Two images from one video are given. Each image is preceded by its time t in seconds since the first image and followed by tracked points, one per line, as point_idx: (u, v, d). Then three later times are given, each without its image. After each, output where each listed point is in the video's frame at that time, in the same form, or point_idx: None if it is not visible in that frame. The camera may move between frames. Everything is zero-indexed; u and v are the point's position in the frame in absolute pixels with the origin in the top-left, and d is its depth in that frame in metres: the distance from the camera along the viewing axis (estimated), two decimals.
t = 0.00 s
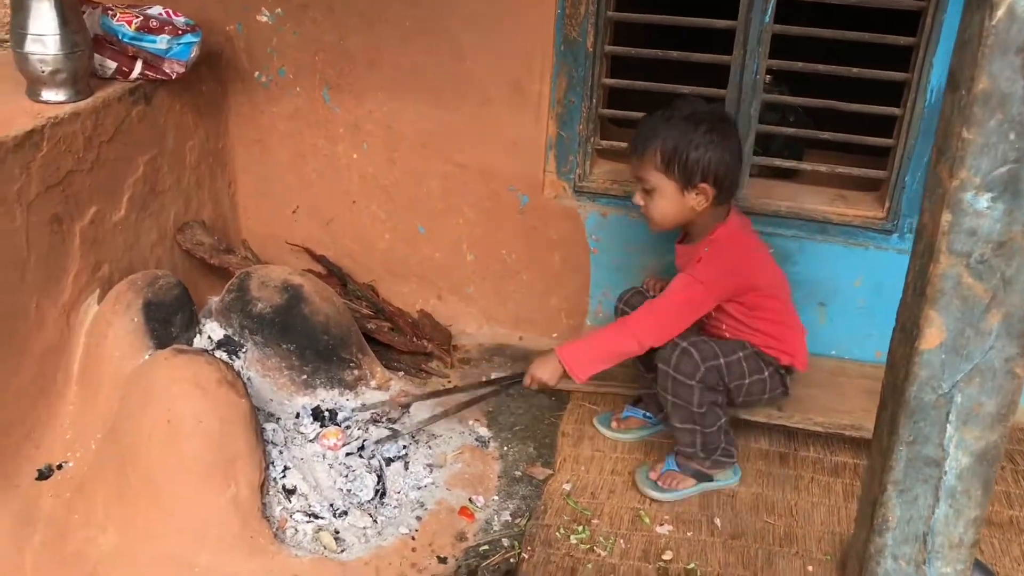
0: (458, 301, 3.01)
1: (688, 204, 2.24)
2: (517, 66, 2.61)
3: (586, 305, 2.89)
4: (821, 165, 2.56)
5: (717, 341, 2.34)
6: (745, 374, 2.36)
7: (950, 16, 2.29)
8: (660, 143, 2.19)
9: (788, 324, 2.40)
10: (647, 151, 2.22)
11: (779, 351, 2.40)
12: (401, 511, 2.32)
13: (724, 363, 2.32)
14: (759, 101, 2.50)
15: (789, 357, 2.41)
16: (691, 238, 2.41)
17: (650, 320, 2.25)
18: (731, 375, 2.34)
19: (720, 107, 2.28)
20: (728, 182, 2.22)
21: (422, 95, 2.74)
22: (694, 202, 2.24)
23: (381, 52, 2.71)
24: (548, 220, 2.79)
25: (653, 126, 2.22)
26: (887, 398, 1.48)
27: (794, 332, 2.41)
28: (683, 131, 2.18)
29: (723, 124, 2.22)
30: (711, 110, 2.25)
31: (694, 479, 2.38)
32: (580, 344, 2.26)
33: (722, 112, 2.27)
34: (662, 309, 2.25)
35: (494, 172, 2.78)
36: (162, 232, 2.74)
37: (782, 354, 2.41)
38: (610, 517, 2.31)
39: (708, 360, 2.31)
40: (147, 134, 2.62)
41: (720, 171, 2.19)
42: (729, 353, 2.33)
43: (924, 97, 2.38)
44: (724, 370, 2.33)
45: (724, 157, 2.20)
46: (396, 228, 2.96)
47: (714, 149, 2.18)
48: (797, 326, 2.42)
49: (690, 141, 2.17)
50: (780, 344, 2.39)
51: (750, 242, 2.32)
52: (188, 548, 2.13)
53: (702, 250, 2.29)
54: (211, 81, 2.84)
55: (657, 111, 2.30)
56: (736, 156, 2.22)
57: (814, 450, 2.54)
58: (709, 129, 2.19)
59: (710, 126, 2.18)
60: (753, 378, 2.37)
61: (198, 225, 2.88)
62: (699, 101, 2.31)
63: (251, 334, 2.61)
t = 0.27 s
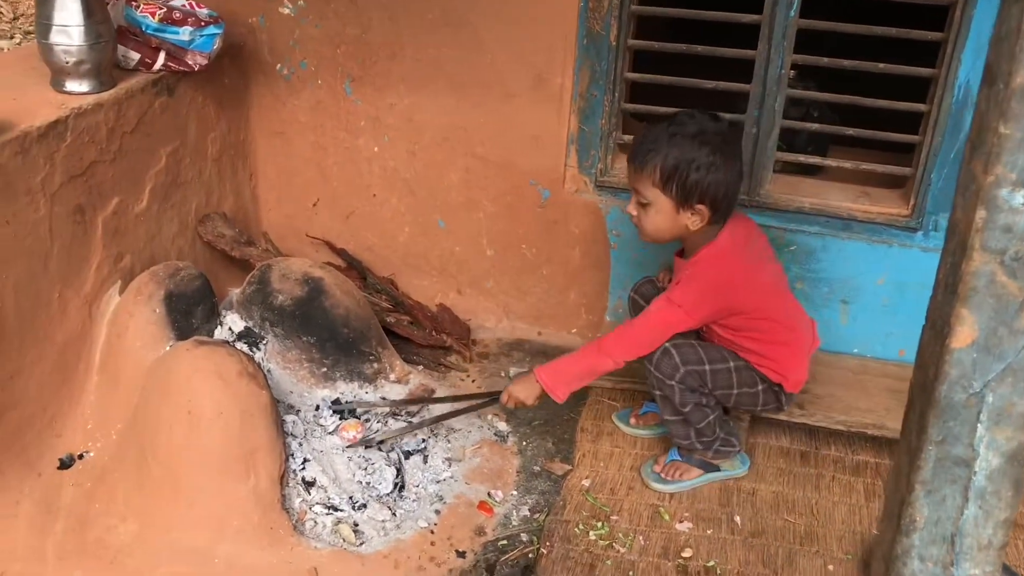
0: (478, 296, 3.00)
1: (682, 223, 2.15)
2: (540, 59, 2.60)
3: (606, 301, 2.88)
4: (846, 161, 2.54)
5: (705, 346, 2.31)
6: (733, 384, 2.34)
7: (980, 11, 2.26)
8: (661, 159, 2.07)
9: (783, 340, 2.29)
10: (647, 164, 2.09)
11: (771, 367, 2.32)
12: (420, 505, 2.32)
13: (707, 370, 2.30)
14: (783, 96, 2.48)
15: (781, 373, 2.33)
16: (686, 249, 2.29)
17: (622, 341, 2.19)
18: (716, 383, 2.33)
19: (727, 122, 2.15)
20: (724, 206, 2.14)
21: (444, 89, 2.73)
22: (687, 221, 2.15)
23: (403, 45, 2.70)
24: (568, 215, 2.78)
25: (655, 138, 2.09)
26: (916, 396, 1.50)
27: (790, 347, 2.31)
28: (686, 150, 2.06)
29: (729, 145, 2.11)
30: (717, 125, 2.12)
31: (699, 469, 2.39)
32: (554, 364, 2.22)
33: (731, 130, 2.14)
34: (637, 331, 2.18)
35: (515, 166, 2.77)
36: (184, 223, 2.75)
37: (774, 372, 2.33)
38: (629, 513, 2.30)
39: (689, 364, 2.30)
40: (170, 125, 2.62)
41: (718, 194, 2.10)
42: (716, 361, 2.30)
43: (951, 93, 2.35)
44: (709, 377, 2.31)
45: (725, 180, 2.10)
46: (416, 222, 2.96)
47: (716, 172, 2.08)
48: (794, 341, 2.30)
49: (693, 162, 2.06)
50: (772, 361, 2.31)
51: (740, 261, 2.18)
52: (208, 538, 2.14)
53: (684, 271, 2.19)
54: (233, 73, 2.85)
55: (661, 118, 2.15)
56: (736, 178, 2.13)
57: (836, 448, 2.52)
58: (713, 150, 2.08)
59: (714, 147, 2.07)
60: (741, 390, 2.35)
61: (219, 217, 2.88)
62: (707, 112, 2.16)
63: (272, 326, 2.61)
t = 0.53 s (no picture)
0: (496, 292, 3.00)
1: (700, 232, 2.14)
2: (560, 55, 2.59)
3: (625, 298, 2.87)
4: (868, 159, 2.51)
5: (715, 348, 2.30)
6: (745, 387, 2.32)
7: (1006, 7, 2.22)
8: (682, 168, 2.05)
9: (799, 347, 2.27)
10: (669, 173, 2.08)
11: (787, 374, 2.30)
12: (437, 501, 2.33)
13: (716, 372, 2.29)
14: (806, 93, 2.46)
15: (798, 381, 2.30)
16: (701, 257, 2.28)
17: (637, 354, 2.18)
18: (726, 385, 2.31)
19: (750, 131, 2.13)
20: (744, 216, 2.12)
21: (464, 85, 2.72)
22: (706, 230, 2.14)
23: (423, 41, 2.70)
24: (587, 211, 2.77)
25: (677, 146, 2.07)
26: (938, 401, 1.53)
27: (807, 355, 2.28)
28: (709, 160, 2.05)
29: (752, 156, 2.09)
30: (741, 135, 2.10)
31: (719, 468, 2.38)
32: (568, 381, 2.21)
33: (755, 141, 2.12)
34: (651, 344, 2.17)
35: (534, 162, 2.76)
36: (204, 218, 2.76)
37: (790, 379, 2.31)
38: (647, 512, 2.30)
39: (696, 366, 2.29)
40: (191, 120, 2.63)
41: (738, 205, 2.09)
42: (726, 363, 2.29)
43: (976, 91, 2.32)
44: (717, 378, 2.30)
45: (746, 191, 2.08)
46: (435, 218, 2.96)
47: (738, 183, 2.06)
48: (812, 349, 2.28)
49: (716, 172, 2.04)
50: (788, 367, 2.29)
51: (755, 269, 2.17)
52: (227, 532, 2.15)
53: (696, 282, 2.18)
54: (254, 68, 2.85)
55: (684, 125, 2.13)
56: (757, 189, 2.11)
57: (856, 448, 2.50)
58: (736, 161, 2.06)
59: (738, 158, 2.05)
60: (754, 392, 2.33)
61: (239, 212, 2.89)
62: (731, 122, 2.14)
63: (291, 321, 2.63)
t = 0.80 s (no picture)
0: (508, 290, 3.00)
1: (707, 230, 2.13)
2: (573, 53, 2.58)
3: (637, 297, 2.86)
4: (883, 157, 2.49)
5: (726, 348, 2.29)
6: (757, 387, 2.31)
7: None
8: (686, 166, 2.05)
9: (810, 347, 2.26)
10: (672, 171, 2.07)
11: (799, 374, 2.28)
12: (449, 499, 2.33)
13: (727, 372, 2.28)
14: (821, 91, 2.44)
15: (810, 382, 2.29)
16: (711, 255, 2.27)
17: (648, 356, 2.17)
18: (738, 385, 2.30)
19: (755, 127, 2.12)
20: (751, 212, 2.10)
21: (476, 82, 2.72)
22: (713, 228, 2.12)
23: (435, 39, 2.70)
24: (600, 210, 2.76)
25: (680, 144, 2.06)
26: (954, 400, 1.53)
27: (818, 355, 2.26)
28: (712, 157, 2.03)
29: (756, 152, 2.08)
30: (745, 131, 2.09)
31: (731, 468, 2.37)
32: (579, 382, 2.21)
33: (758, 138, 2.11)
34: (661, 345, 2.17)
35: (546, 160, 2.75)
36: (217, 216, 2.76)
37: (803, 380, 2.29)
38: (658, 511, 2.29)
39: (708, 366, 2.28)
40: (203, 118, 2.64)
41: (744, 202, 2.07)
42: (737, 364, 2.28)
43: (993, 88, 2.29)
44: (729, 378, 2.29)
45: (751, 188, 2.07)
46: (447, 216, 2.95)
47: (742, 180, 2.05)
48: (823, 349, 2.26)
49: (718, 169, 2.03)
50: (800, 367, 2.28)
51: (765, 267, 2.15)
52: (239, 529, 2.15)
53: (706, 282, 2.16)
54: (267, 66, 2.86)
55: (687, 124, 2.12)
56: (763, 185, 2.09)
57: (869, 449, 2.49)
58: (739, 157, 2.05)
59: (741, 154, 2.04)
60: (766, 393, 2.32)
61: (252, 210, 2.90)
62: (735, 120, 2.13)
63: (303, 319, 2.63)
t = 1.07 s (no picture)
0: (516, 290, 2.99)
1: (715, 227, 2.12)
2: (581, 52, 2.57)
3: (645, 296, 2.85)
4: (893, 156, 2.48)
5: (739, 350, 2.29)
6: (769, 389, 2.31)
7: None
8: (689, 162, 2.05)
9: (822, 348, 2.25)
10: (676, 169, 2.07)
11: (811, 374, 2.28)
12: (456, 499, 2.33)
13: (740, 374, 2.28)
14: (830, 90, 2.43)
15: (821, 382, 2.28)
16: (720, 256, 2.27)
17: (659, 356, 2.17)
18: (751, 387, 2.30)
19: (758, 123, 2.12)
20: (758, 207, 2.09)
21: (484, 82, 2.71)
22: (721, 224, 2.12)
23: (443, 38, 2.70)
24: (607, 209, 2.75)
25: (683, 141, 2.08)
26: (963, 400, 1.52)
27: (830, 356, 2.26)
28: (715, 151, 2.04)
29: (760, 146, 2.07)
30: (747, 127, 2.09)
31: (742, 469, 2.36)
32: (590, 379, 2.20)
33: (760, 132, 2.11)
34: (673, 345, 2.16)
35: (554, 160, 2.75)
36: (225, 216, 2.77)
37: (815, 381, 2.28)
38: (667, 511, 2.28)
39: (721, 368, 2.27)
40: (212, 118, 2.64)
41: (750, 196, 2.06)
42: (750, 365, 2.28)
43: (1004, 87, 2.28)
44: (742, 380, 2.29)
45: (756, 181, 2.06)
46: (455, 215, 2.95)
47: (746, 173, 2.04)
48: (835, 349, 2.25)
49: (722, 163, 2.03)
50: (812, 368, 2.27)
51: (776, 267, 2.15)
52: (247, 529, 2.16)
53: (717, 281, 2.16)
54: (275, 66, 2.86)
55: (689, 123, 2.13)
56: (769, 179, 2.08)
57: (879, 449, 2.48)
58: (742, 151, 2.05)
59: (744, 148, 2.04)
60: (778, 394, 2.32)
61: (260, 210, 2.91)
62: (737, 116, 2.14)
63: (311, 319, 2.64)
